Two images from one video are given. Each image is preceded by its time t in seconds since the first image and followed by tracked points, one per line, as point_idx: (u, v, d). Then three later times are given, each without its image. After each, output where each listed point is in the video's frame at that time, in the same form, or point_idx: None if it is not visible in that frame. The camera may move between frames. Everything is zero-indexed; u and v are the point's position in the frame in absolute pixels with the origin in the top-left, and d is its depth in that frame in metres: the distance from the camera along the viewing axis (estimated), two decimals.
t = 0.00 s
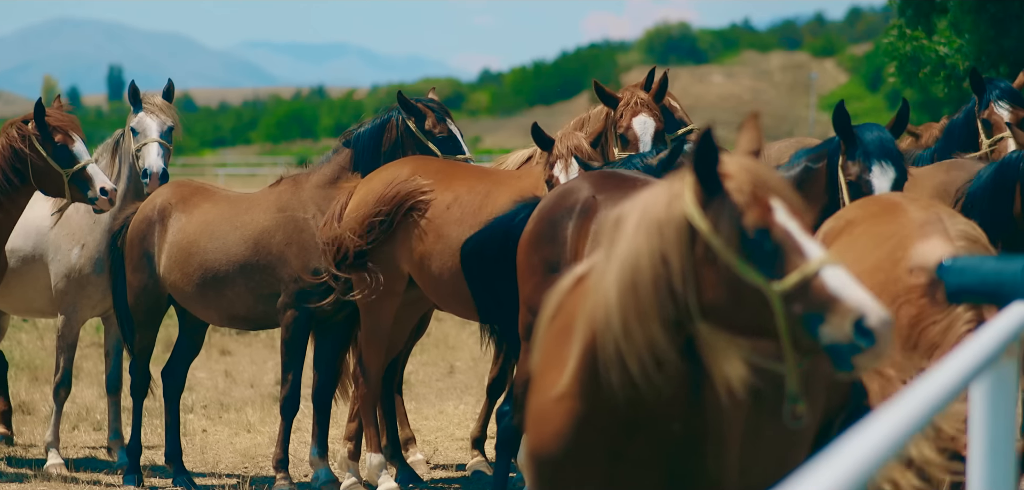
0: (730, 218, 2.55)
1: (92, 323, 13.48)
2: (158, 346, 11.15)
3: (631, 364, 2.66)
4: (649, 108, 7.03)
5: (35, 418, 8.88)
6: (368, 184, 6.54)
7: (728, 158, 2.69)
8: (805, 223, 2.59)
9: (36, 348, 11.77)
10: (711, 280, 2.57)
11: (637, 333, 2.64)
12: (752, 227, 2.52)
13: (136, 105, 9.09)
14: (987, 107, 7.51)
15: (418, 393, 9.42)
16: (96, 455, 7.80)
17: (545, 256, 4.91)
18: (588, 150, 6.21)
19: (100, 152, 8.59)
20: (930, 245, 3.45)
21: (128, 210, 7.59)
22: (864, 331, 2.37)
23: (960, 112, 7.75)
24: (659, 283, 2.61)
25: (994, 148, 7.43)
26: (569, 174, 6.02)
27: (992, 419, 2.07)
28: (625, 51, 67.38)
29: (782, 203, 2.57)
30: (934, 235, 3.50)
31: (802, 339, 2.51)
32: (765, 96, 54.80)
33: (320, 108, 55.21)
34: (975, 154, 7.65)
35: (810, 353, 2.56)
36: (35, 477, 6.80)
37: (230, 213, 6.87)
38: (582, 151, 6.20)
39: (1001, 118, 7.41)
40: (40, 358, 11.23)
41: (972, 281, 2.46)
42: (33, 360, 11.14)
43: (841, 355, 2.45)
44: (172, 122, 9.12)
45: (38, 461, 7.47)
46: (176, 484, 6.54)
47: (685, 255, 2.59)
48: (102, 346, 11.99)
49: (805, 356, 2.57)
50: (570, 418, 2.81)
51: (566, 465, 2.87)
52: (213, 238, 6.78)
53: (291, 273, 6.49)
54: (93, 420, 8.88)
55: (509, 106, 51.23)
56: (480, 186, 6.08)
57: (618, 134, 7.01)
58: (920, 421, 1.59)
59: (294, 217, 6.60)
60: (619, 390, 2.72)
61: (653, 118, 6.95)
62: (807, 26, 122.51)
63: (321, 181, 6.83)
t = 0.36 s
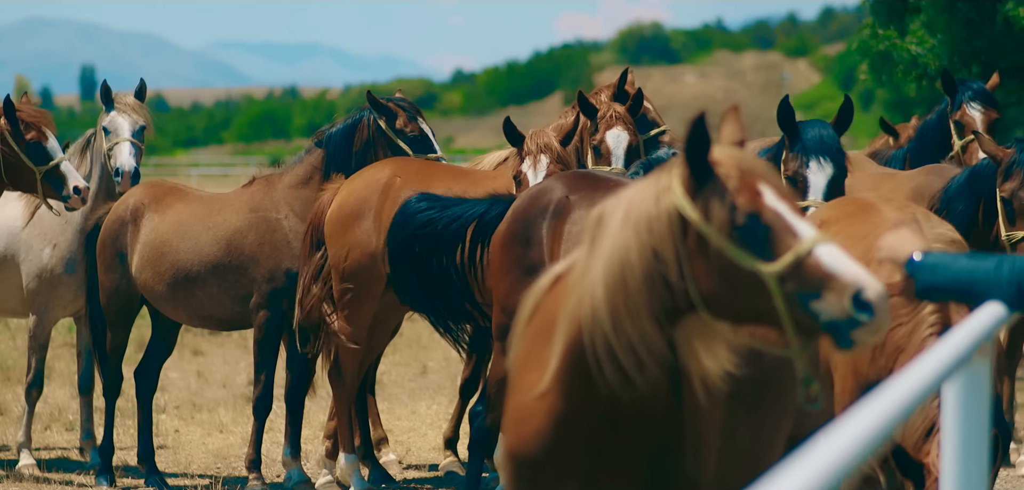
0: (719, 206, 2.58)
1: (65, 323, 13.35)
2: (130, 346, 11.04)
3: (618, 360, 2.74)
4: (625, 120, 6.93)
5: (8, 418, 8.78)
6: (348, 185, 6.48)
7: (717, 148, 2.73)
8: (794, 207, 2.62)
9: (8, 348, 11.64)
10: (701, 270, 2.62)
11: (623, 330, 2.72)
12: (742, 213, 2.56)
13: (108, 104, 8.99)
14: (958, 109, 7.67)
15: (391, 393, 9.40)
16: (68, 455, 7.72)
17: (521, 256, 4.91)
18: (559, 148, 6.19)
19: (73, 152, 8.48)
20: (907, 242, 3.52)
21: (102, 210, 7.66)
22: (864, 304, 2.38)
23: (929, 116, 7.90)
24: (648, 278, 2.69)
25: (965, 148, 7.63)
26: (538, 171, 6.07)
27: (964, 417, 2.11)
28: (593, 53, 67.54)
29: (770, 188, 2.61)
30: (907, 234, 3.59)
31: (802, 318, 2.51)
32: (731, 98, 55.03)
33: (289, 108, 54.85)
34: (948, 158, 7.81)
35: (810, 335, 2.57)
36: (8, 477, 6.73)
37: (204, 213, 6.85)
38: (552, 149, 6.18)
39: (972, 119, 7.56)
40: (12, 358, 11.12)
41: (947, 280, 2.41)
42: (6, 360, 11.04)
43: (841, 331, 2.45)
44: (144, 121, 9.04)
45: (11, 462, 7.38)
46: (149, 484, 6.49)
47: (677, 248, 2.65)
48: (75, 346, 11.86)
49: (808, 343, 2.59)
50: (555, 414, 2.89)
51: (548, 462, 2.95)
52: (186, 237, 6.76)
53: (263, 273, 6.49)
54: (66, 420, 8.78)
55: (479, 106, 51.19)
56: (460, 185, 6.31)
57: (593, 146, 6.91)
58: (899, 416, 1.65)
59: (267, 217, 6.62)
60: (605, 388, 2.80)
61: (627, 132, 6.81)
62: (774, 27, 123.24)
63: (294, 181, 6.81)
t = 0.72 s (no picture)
0: (697, 204, 2.60)
1: (35, 323, 13.20)
2: (101, 346, 10.92)
3: (598, 360, 2.78)
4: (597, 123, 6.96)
5: None
6: (322, 187, 6.57)
7: (700, 147, 2.75)
8: (773, 203, 2.63)
9: None
10: (681, 271, 2.64)
11: (602, 330, 2.76)
12: (721, 211, 2.58)
13: (78, 104, 8.89)
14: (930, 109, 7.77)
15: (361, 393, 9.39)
16: (39, 456, 7.62)
17: (490, 256, 4.92)
18: (526, 144, 6.09)
19: (44, 145, 8.43)
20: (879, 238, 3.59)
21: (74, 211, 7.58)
22: (844, 302, 2.43)
23: (902, 117, 8.00)
24: (627, 278, 2.71)
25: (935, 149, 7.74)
26: (504, 169, 5.98)
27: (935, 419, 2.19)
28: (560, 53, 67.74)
29: (748, 185, 2.63)
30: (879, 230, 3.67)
31: (779, 316, 2.55)
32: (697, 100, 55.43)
33: (256, 108, 54.43)
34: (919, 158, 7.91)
35: (790, 332, 2.61)
36: None
37: (174, 213, 6.78)
38: (519, 146, 6.09)
39: (942, 119, 7.69)
40: None
41: (918, 275, 2.40)
42: None
43: (819, 330, 2.49)
44: (115, 121, 8.94)
45: None
46: (120, 485, 6.42)
47: (657, 246, 2.67)
48: (45, 346, 11.71)
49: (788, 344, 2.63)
50: (535, 417, 2.92)
51: (527, 462, 2.98)
52: (156, 238, 6.68)
53: (233, 273, 6.45)
54: (35, 421, 8.67)
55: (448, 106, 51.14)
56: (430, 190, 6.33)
57: (564, 148, 6.91)
58: (874, 412, 1.70)
59: (237, 217, 6.56)
60: (585, 388, 2.84)
61: (599, 133, 6.85)
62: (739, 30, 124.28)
63: (265, 181, 6.76)
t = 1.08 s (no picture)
0: (668, 196, 2.65)
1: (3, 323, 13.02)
2: (72, 346, 10.81)
3: (574, 360, 2.81)
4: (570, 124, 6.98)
5: None
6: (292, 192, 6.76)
7: (668, 142, 2.80)
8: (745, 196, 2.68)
9: None
10: (655, 268, 2.69)
11: (578, 329, 2.79)
12: (692, 204, 2.62)
13: (50, 104, 8.79)
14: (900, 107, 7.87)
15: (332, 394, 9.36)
16: (9, 457, 7.52)
17: (458, 255, 4.93)
18: (497, 142, 6.06)
19: (16, 138, 8.23)
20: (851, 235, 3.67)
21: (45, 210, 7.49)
22: (818, 285, 2.49)
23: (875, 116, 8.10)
24: (601, 277, 2.75)
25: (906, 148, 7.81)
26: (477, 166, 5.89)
27: (906, 420, 2.35)
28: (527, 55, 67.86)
29: (719, 178, 2.67)
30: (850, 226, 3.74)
31: (752, 304, 2.59)
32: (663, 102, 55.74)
33: (221, 107, 53.99)
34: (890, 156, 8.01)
35: (760, 322, 2.65)
36: None
37: (144, 212, 6.70)
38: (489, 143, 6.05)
39: (912, 119, 7.76)
40: None
41: (878, 265, 2.52)
42: None
43: (795, 316, 2.52)
44: (86, 121, 8.88)
45: None
46: (91, 485, 6.36)
47: (628, 245, 2.71)
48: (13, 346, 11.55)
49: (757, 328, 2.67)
50: (511, 418, 2.94)
51: (505, 464, 3.00)
52: (126, 237, 6.60)
53: (202, 274, 6.38)
54: (4, 421, 8.55)
55: (416, 106, 51.00)
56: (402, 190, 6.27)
57: (539, 150, 6.96)
58: (843, 411, 1.79)
59: (206, 218, 6.50)
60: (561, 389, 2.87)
61: (573, 135, 6.90)
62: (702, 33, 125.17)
63: (235, 180, 6.70)
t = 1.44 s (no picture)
0: (636, 195, 2.69)
1: None
2: (46, 347, 10.69)
3: (552, 353, 2.87)
4: (552, 136, 7.03)
5: None
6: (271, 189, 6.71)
7: (644, 136, 2.85)
8: (716, 199, 2.73)
9: None
10: (623, 262, 2.73)
11: (554, 322, 2.85)
12: (660, 203, 2.66)
13: (25, 104, 8.72)
14: (876, 106, 7.95)
15: (310, 394, 9.31)
16: None
17: (433, 255, 4.92)
18: (475, 133, 6.18)
19: None
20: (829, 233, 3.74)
21: (20, 210, 7.38)
22: (770, 306, 2.51)
23: (851, 116, 8.18)
24: (575, 269, 2.80)
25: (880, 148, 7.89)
26: (455, 156, 6.02)
27: (882, 421, 2.42)
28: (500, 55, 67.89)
29: (691, 178, 2.72)
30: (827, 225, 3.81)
31: (708, 313, 2.63)
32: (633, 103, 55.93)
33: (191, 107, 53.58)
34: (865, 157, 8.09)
35: (717, 329, 2.69)
36: None
37: (118, 213, 6.63)
38: (468, 134, 6.17)
39: (888, 119, 7.85)
40: None
41: (833, 246, 2.53)
42: None
43: (745, 331, 2.56)
44: (61, 122, 8.79)
45: None
46: (66, 485, 6.30)
47: (598, 238, 2.77)
48: None
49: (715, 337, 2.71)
50: (490, 414, 2.98)
51: (486, 463, 3.00)
52: (100, 237, 6.54)
53: (176, 274, 6.31)
54: None
55: (388, 106, 50.78)
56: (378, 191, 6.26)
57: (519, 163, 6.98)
58: (818, 413, 1.85)
59: (180, 218, 6.44)
60: (541, 383, 2.91)
61: (554, 148, 6.97)
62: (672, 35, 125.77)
63: (209, 180, 6.64)
